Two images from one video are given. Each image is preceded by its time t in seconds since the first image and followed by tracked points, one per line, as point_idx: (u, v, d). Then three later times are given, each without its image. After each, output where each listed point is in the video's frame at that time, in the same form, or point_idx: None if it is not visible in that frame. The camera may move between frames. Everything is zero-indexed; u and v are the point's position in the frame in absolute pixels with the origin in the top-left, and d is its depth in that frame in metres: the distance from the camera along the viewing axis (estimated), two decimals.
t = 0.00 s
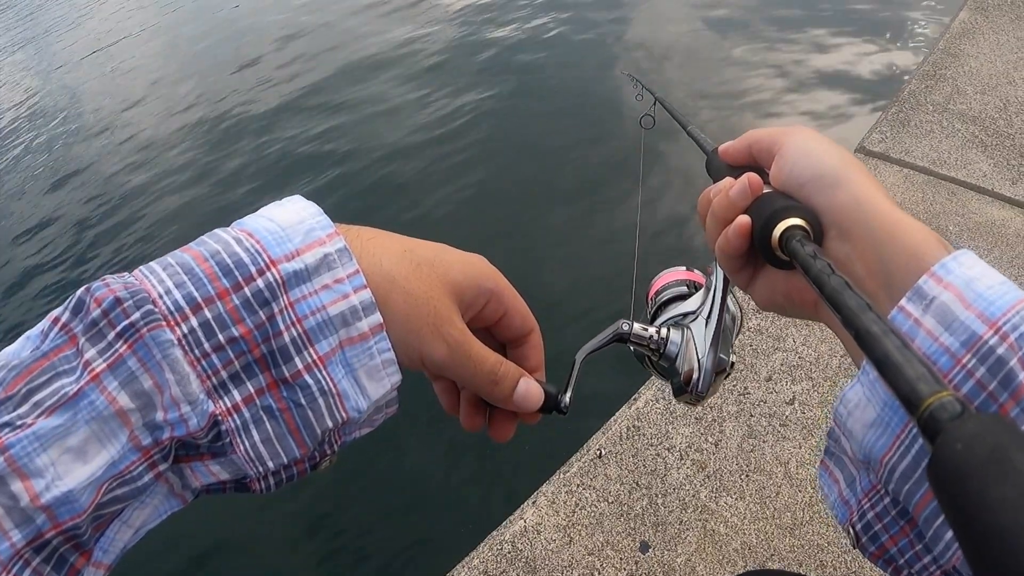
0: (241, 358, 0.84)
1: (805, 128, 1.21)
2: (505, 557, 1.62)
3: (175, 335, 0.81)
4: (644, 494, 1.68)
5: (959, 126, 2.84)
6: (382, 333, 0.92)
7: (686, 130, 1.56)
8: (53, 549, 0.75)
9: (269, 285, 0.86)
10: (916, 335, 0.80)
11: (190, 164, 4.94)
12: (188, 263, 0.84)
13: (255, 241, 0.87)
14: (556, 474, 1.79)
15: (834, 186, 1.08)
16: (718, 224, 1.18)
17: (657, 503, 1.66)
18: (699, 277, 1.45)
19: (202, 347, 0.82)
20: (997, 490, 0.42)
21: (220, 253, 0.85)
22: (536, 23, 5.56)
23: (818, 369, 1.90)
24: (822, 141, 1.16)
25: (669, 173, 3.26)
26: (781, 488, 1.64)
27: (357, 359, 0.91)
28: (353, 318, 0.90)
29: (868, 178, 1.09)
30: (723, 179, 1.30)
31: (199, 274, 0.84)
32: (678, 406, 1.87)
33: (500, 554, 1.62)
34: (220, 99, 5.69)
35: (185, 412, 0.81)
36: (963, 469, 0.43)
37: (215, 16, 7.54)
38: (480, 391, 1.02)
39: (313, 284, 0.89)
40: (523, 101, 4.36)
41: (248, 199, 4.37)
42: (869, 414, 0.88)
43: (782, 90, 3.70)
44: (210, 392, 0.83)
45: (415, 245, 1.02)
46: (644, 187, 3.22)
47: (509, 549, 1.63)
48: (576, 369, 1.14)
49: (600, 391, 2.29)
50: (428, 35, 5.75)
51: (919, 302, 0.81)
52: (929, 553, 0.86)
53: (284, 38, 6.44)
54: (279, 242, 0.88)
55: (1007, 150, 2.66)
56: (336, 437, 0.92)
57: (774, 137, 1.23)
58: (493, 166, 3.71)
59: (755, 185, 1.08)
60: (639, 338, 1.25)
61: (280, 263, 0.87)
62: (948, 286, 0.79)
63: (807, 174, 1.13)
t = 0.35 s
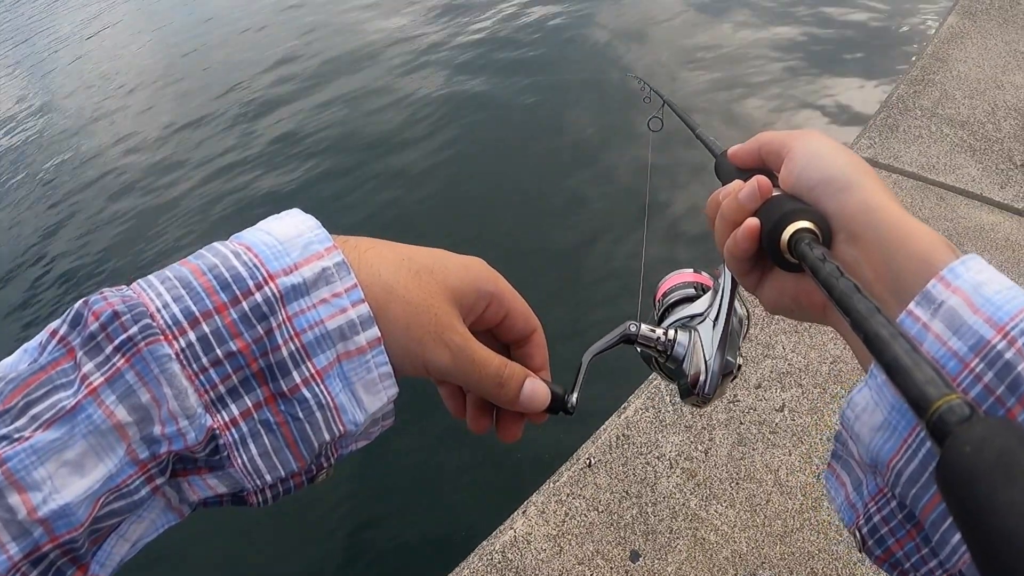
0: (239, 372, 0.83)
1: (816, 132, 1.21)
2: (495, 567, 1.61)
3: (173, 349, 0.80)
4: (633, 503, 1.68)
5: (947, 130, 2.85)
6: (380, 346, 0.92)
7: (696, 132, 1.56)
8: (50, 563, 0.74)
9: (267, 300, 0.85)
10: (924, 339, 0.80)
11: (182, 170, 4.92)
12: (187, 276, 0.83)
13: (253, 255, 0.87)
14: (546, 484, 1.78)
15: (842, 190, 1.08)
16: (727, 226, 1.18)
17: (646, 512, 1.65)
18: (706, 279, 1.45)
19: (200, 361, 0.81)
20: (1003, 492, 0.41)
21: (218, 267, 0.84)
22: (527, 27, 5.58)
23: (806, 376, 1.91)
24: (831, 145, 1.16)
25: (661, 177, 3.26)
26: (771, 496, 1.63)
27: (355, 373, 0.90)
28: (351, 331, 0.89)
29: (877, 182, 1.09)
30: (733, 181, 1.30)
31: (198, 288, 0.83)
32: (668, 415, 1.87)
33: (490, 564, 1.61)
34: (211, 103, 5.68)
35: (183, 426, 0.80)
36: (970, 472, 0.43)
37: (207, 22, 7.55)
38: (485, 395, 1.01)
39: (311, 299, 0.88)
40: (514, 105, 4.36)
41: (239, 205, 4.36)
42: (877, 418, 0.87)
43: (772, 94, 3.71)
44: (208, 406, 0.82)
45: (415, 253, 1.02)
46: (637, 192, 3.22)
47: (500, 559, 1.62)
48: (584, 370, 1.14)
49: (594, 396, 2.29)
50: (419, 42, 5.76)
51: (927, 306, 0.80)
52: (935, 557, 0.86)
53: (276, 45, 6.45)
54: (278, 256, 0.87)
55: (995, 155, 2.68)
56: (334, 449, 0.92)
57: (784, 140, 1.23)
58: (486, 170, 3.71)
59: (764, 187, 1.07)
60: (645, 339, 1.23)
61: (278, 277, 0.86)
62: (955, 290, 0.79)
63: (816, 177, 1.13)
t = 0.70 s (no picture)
0: (242, 375, 0.83)
1: (828, 129, 1.21)
2: (491, 566, 1.61)
3: (176, 351, 0.79)
4: (630, 501, 1.67)
5: (943, 126, 2.85)
6: (383, 348, 0.91)
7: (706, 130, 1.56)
8: (51, 565, 0.73)
9: (270, 302, 0.84)
10: (933, 336, 0.80)
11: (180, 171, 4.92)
12: (189, 279, 0.83)
13: (256, 257, 0.86)
14: (542, 482, 1.78)
15: (853, 186, 1.08)
16: (736, 222, 1.18)
17: (642, 510, 1.65)
18: (716, 275, 1.44)
19: (203, 364, 0.81)
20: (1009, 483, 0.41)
21: (221, 269, 0.84)
22: (523, 26, 5.58)
23: (802, 373, 1.91)
24: (842, 142, 1.16)
25: (658, 174, 3.26)
26: (766, 493, 1.63)
27: (357, 375, 0.90)
28: (353, 334, 0.89)
29: (888, 179, 1.09)
30: (743, 178, 1.31)
31: (200, 290, 0.82)
32: (664, 412, 1.87)
33: (487, 562, 1.61)
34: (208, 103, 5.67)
35: (185, 428, 0.80)
36: (978, 464, 0.42)
37: (203, 21, 7.55)
38: (492, 390, 1.01)
39: (313, 301, 0.88)
40: (511, 103, 4.37)
41: (236, 206, 4.36)
42: (885, 414, 0.87)
43: (768, 90, 3.71)
44: (211, 409, 0.81)
45: (419, 251, 1.01)
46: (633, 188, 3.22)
47: (495, 557, 1.61)
48: (591, 365, 1.13)
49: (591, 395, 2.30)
50: (416, 42, 5.76)
51: (937, 303, 0.80)
52: (941, 554, 0.86)
53: (273, 45, 6.45)
54: (280, 259, 0.87)
55: (991, 151, 2.68)
56: (335, 451, 0.91)
57: (795, 137, 1.23)
58: (483, 168, 3.71)
59: (775, 183, 1.08)
60: (655, 334, 1.23)
61: (281, 280, 0.86)
62: (965, 287, 0.79)
63: (827, 173, 1.13)
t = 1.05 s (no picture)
0: (244, 374, 0.83)
1: (834, 129, 1.21)
2: (490, 564, 1.60)
3: (179, 351, 0.79)
4: (629, 498, 1.68)
5: (941, 123, 2.85)
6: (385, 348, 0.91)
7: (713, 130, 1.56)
8: (53, 564, 0.73)
9: (272, 302, 0.84)
10: (937, 335, 0.80)
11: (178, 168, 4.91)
12: (192, 278, 0.83)
13: (259, 256, 0.86)
14: (541, 479, 1.78)
15: (858, 186, 1.08)
16: (742, 221, 1.18)
17: (641, 507, 1.65)
18: (721, 274, 1.44)
19: (205, 363, 0.80)
20: (1008, 476, 0.41)
21: (223, 269, 0.84)
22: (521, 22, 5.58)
23: (801, 370, 1.91)
24: (848, 142, 1.16)
25: (656, 171, 3.26)
26: (765, 489, 1.64)
27: (359, 375, 0.90)
28: (356, 333, 0.89)
29: (893, 179, 1.09)
30: (749, 176, 1.31)
31: (202, 289, 0.82)
32: (663, 409, 1.87)
33: (485, 561, 1.61)
34: (207, 101, 5.67)
35: (187, 428, 0.79)
36: (976, 457, 0.42)
37: (202, 19, 7.54)
38: (494, 387, 1.01)
39: (316, 300, 0.87)
40: (509, 99, 4.36)
41: (235, 204, 4.37)
42: (889, 413, 0.87)
43: (767, 87, 3.70)
44: (213, 408, 0.81)
45: (421, 249, 1.01)
46: (632, 185, 3.22)
47: (494, 555, 1.61)
48: (595, 362, 1.13)
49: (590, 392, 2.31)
50: (414, 38, 5.76)
51: (941, 303, 0.80)
52: (944, 553, 0.86)
53: (271, 41, 6.44)
54: (283, 258, 0.87)
55: (988, 147, 2.68)
56: (337, 451, 0.91)
57: (801, 136, 1.23)
58: (481, 165, 3.70)
59: (782, 182, 1.07)
60: (660, 331, 1.23)
61: (284, 279, 0.85)
62: (970, 287, 0.79)
63: (833, 172, 1.13)
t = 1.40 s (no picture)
0: (246, 372, 0.83)
1: (835, 129, 1.21)
2: (491, 562, 1.60)
3: (181, 349, 0.79)
4: (629, 497, 1.68)
5: (942, 122, 2.85)
6: (387, 346, 0.92)
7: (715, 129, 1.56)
8: (54, 562, 0.73)
9: (275, 300, 0.84)
10: (938, 335, 0.80)
11: (178, 165, 4.91)
12: (194, 276, 0.83)
13: (261, 254, 0.86)
14: (542, 477, 1.78)
15: (859, 186, 1.08)
16: (743, 221, 1.18)
17: (642, 506, 1.65)
18: (722, 274, 1.44)
19: (207, 361, 0.81)
20: (1006, 475, 0.41)
21: (226, 267, 0.84)
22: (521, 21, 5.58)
23: (802, 369, 1.91)
24: (849, 142, 1.16)
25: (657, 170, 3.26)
26: (766, 488, 1.64)
27: (361, 373, 0.90)
28: (358, 332, 0.89)
29: (894, 180, 1.09)
30: (750, 176, 1.31)
31: (205, 287, 0.82)
32: (664, 408, 1.87)
33: (486, 559, 1.61)
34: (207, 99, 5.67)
35: (189, 426, 0.80)
36: (975, 456, 0.43)
37: (202, 16, 7.54)
38: (495, 385, 1.01)
39: (319, 298, 0.88)
40: (510, 98, 4.36)
41: (235, 202, 4.36)
42: (889, 413, 0.87)
43: (768, 86, 3.70)
44: (215, 406, 0.82)
45: (423, 248, 1.01)
46: (633, 184, 3.22)
47: (495, 553, 1.61)
48: (596, 360, 1.13)
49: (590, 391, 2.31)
50: (414, 36, 5.76)
51: (942, 303, 0.81)
52: (944, 553, 0.86)
53: (271, 39, 6.44)
54: (285, 256, 0.87)
55: (990, 147, 2.68)
56: (339, 449, 0.91)
57: (803, 136, 1.23)
58: (481, 164, 3.70)
59: (782, 182, 1.08)
60: (661, 331, 1.23)
61: (286, 277, 0.86)
62: (970, 287, 0.79)
63: (834, 172, 1.13)
